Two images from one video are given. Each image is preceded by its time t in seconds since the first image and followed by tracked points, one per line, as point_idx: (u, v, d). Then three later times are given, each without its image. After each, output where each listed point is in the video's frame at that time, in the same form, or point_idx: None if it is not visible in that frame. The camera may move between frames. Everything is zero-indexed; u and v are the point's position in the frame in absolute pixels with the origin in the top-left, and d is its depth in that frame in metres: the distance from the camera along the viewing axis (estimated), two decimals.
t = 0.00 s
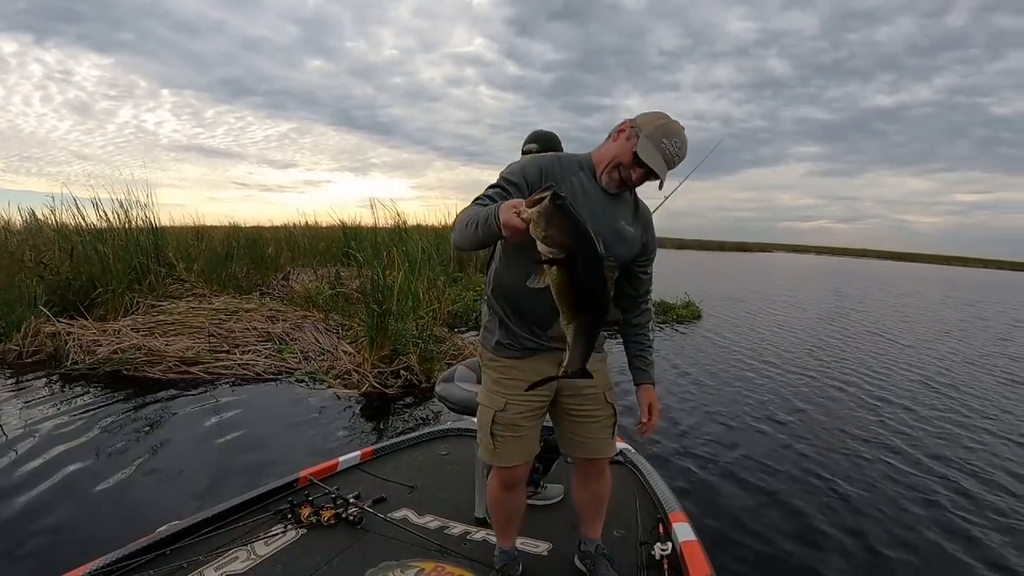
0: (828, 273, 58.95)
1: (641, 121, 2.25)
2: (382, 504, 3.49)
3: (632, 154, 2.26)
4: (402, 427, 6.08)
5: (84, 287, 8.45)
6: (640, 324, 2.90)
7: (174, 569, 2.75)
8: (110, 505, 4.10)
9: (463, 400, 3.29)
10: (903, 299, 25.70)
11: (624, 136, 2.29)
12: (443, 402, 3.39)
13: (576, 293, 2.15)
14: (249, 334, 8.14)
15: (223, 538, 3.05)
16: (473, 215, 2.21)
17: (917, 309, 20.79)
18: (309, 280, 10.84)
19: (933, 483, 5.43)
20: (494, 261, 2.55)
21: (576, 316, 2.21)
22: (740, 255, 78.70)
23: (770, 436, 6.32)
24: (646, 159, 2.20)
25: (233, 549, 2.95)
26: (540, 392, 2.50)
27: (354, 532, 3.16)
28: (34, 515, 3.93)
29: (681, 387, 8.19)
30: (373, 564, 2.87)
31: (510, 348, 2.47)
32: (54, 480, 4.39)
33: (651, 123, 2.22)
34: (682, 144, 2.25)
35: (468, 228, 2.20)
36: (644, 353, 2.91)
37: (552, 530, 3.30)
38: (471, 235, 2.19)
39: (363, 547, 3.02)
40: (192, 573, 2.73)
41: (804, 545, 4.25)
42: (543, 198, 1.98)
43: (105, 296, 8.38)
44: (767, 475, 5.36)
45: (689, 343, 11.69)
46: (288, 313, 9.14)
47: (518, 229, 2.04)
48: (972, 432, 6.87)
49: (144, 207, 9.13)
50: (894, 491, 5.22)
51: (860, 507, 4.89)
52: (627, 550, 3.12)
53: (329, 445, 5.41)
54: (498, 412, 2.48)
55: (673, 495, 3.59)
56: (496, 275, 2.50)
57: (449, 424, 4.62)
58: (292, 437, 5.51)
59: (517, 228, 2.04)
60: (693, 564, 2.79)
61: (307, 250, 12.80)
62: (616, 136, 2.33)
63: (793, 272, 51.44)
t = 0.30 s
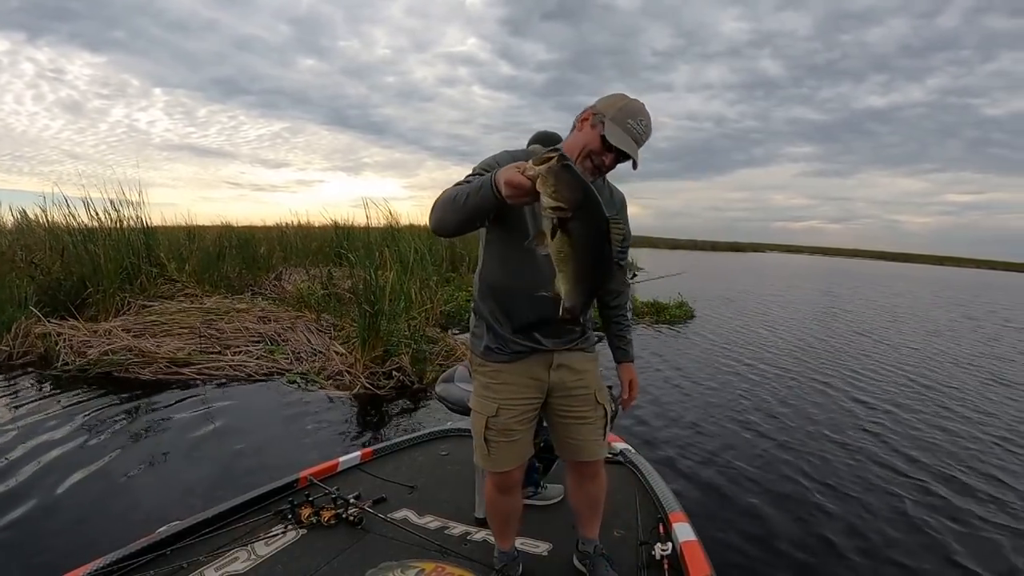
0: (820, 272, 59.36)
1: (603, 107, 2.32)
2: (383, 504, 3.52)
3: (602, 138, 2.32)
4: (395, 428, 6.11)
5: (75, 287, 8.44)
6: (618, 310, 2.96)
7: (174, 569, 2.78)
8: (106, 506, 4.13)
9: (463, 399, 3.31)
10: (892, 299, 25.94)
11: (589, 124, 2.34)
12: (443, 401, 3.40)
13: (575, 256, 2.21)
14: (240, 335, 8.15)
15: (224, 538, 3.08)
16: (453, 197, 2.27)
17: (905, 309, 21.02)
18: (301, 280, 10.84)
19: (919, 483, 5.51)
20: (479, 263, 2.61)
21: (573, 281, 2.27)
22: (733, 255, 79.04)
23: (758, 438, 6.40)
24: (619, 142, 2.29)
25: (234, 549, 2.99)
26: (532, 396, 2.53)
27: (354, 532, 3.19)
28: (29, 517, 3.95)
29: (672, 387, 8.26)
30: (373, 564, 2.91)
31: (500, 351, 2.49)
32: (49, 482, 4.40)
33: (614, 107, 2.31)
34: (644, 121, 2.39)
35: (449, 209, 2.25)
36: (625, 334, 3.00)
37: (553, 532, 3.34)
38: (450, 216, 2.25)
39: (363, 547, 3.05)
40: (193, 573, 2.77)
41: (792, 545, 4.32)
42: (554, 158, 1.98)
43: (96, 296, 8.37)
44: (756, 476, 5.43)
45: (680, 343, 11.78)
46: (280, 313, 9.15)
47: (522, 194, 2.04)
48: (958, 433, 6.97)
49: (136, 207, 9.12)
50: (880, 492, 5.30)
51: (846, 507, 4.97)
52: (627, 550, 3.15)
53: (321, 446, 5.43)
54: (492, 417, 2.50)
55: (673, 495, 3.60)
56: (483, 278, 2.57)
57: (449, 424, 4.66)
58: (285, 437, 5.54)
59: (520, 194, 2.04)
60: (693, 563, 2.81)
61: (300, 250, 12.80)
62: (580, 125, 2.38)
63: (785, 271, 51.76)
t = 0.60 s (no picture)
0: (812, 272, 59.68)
1: (610, 109, 2.36)
2: (383, 504, 3.52)
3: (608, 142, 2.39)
4: (387, 429, 6.13)
5: (67, 284, 8.40)
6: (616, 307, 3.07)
7: (174, 569, 2.80)
8: (99, 504, 4.14)
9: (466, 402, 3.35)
10: (883, 299, 26.12)
11: (596, 126, 2.40)
12: (444, 402, 3.45)
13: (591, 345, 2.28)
14: (233, 333, 8.14)
15: (223, 538, 3.10)
16: (467, 219, 2.16)
17: (894, 309, 21.20)
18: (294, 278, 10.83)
19: (906, 486, 5.58)
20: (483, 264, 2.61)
21: (585, 363, 2.32)
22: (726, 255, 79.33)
23: (749, 439, 6.46)
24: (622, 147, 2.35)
25: (234, 549, 3.00)
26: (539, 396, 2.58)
27: (355, 532, 3.21)
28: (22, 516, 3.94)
29: (664, 387, 8.31)
30: (373, 564, 2.92)
31: (509, 352, 2.53)
32: (43, 481, 4.40)
33: (620, 111, 2.34)
34: (652, 126, 2.41)
35: (459, 231, 2.17)
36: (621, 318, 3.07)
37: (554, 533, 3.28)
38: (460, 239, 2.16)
39: (363, 547, 3.07)
40: (192, 573, 2.78)
41: (781, 548, 4.37)
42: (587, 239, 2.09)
43: (87, 293, 8.34)
44: (745, 478, 5.48)
45: (672, 343, 11.85)
46: (272, 311, 9.15)
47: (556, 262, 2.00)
48: (946, 435, 7.05)
49: (128, 204, 9.08)
50: (867, 494, 5.36)
51: (833, 509, 5.04)
52: (626, 550, 3.10)
53: (314, 446, 5.45)
54: (501, 417, 2.53)
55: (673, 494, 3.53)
56: (489, 276, 2.56)
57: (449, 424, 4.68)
58: (279, 437, 5.55)
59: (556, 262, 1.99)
60: (693, 564, 2.76)
61: (293, 247, 12.78)
62: (587, 127, 2.44)
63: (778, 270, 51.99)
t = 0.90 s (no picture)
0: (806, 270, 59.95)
1: (647, 123, 2.42)
2: (383, 504, 3.53)
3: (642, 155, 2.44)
4: (382, 430, 6.12)
5: (60, 286, 8.39)
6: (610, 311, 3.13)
7: (173, 569, 2.81)
8: (94, 506, 4.15)
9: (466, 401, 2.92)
10: (876, 297, 26.26)
11: (631, 138, 2.45)
12: (443, 402, 3.01)
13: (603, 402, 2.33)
14: (226, 335, 8.15)
15: (224, 538, 3.12)
16: (504, 245, 2.12)
17: (886, 308, 21.33)
18: (288, 278, 10.85)
19: (898, 486, 5.62)
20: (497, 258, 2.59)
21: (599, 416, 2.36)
22: (721, 255, 79.61)
23: (743, 439, 6.50)
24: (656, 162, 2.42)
25: (234, 549, 3.01)
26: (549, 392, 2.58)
27: (355, 532, 3.21)
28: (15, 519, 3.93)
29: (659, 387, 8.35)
30: (373, 564, 2.91)
31: (520, 345, 2.53)
32: (38, 484, 4.39)
33: (658, 127, 2.41)
34: (684, 146, 2.50)
35: (493, 256, 2.14)
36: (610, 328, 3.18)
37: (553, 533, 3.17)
38: (495, 262, 2.14)
39: (364, 547, 3.06)
40: (193, 573, 2.79)
41: (774, 548, 4.39)
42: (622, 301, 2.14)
43: (81, 295, 8.33)
44: (740, 478, 5.52)
45: (666, 343, 11.90)
46: (266, 312, 9.16)
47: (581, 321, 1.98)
48: (939, 435, 7.08)
49: (121, 205, 9.08)
50: (860, 494, 5.40)
51: (826, 510, 5.06)
52: (626, 550, 2.99)
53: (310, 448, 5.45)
54: (515, 412, 2.48)
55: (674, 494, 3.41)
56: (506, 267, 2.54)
57: (449, 424, 4.71)
58: (275, 439, 5.55)
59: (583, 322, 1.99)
60: (692, 563, 2.64)
61: (287, 248, 12.80)
62: (622, 138, 2.48)
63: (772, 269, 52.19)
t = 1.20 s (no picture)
0: (800, 269, 60.18)
1: (649, 127, 2.49)
2: (382, 503, 3.53)
3: (646, 159, 2.55)
4: (376, 432, 6.10)
5: (52, 289, 8.37)
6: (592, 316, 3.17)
7: (172, 566, 2.82)
8: (90, 510, 4.15)
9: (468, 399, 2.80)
10: (869, 296, 26.38)
11: (641, 148, 2.51)
12: (443, 401, 2.86)
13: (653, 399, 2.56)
14: (219, 337, 8.14)
15: (223, 536, 3.13)
16: (524, 258, 2.14)
17: (879, 306, 21.43)
18: (282, 280, 10.84)
19: (891, 485, 5.65)
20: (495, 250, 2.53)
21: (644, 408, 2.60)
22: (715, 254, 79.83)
23: (736, 438, 6.52)
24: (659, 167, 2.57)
25: (233, 546, 3.02)
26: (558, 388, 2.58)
27: (354, 530, 3.21)
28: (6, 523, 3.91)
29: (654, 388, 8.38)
30: (372, 563, 2.91)
31: (528, 341, 2.47)
32: (29, 488, 4.38)
33: (658, 132, 2.51)
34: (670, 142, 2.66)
35: (514, 268, 2.16)
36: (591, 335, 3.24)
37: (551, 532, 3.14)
38: (518, 275, 2.16)
39: (362, 546, 3.05)
40: (192, 571, 2.80)
41: (768, 548, 4.40)
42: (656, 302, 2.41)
43: (73, 298, 8.31)
44: (735, 477, 5.54)
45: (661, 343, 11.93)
46: (258, 313, 9.14)
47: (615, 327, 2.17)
48: (931, 435, 7.10)
49: (113, 207, 9.06)
50: (852, 494, 5.41)
51: (818, 509, 5.08)
52: (624, 550, 2.95)
53: (303, 450, 5.42)
54: (541, 402, 2.43)
55: (673, 496, 3.39)
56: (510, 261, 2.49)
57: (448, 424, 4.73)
58: (269, 441, 5.55)
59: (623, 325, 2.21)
60: (692, 565, 2.61)
61: (281, 250, 12.79)
62: (629, 147, 2.51)
63: (766, 267, 52.38)
